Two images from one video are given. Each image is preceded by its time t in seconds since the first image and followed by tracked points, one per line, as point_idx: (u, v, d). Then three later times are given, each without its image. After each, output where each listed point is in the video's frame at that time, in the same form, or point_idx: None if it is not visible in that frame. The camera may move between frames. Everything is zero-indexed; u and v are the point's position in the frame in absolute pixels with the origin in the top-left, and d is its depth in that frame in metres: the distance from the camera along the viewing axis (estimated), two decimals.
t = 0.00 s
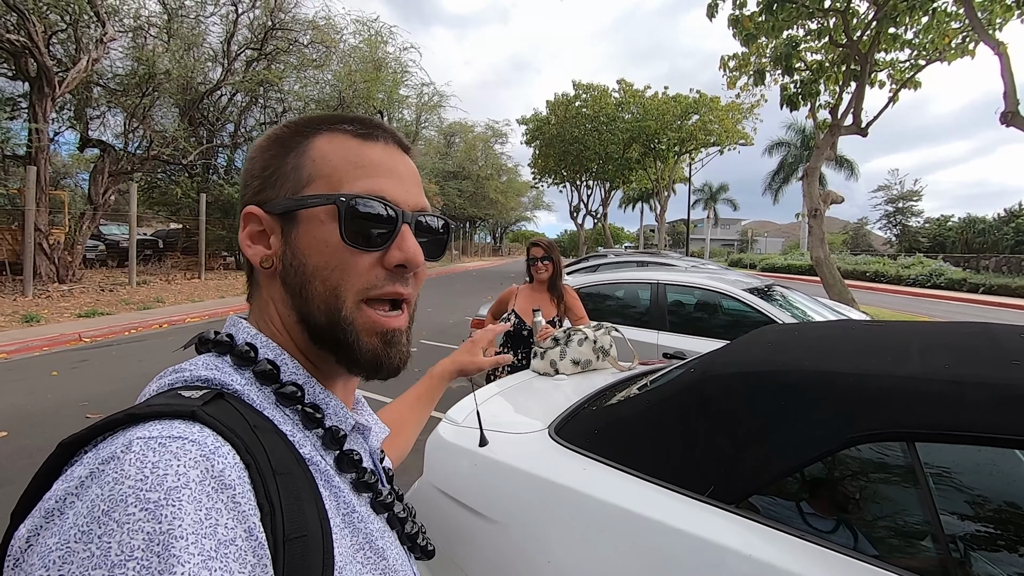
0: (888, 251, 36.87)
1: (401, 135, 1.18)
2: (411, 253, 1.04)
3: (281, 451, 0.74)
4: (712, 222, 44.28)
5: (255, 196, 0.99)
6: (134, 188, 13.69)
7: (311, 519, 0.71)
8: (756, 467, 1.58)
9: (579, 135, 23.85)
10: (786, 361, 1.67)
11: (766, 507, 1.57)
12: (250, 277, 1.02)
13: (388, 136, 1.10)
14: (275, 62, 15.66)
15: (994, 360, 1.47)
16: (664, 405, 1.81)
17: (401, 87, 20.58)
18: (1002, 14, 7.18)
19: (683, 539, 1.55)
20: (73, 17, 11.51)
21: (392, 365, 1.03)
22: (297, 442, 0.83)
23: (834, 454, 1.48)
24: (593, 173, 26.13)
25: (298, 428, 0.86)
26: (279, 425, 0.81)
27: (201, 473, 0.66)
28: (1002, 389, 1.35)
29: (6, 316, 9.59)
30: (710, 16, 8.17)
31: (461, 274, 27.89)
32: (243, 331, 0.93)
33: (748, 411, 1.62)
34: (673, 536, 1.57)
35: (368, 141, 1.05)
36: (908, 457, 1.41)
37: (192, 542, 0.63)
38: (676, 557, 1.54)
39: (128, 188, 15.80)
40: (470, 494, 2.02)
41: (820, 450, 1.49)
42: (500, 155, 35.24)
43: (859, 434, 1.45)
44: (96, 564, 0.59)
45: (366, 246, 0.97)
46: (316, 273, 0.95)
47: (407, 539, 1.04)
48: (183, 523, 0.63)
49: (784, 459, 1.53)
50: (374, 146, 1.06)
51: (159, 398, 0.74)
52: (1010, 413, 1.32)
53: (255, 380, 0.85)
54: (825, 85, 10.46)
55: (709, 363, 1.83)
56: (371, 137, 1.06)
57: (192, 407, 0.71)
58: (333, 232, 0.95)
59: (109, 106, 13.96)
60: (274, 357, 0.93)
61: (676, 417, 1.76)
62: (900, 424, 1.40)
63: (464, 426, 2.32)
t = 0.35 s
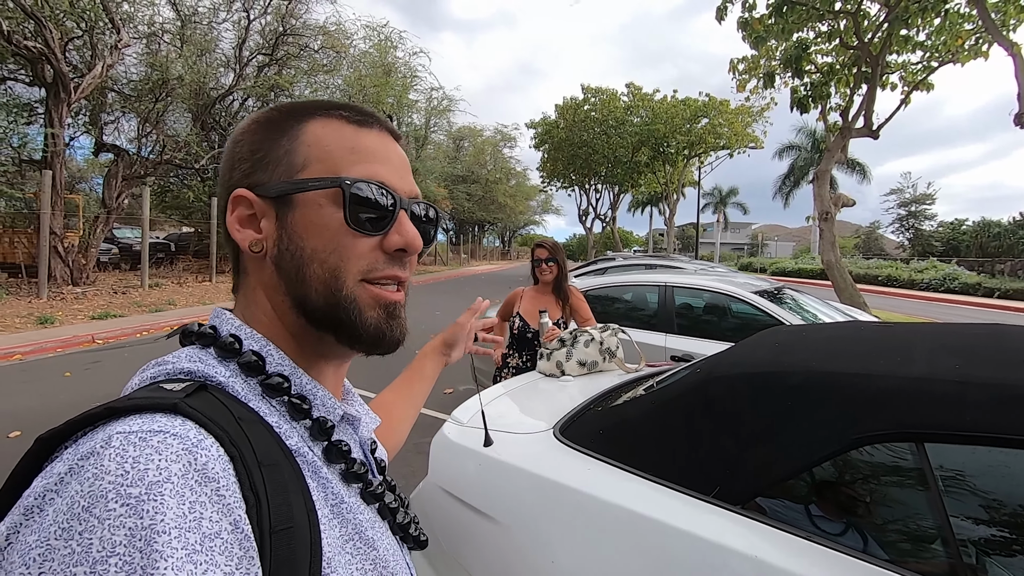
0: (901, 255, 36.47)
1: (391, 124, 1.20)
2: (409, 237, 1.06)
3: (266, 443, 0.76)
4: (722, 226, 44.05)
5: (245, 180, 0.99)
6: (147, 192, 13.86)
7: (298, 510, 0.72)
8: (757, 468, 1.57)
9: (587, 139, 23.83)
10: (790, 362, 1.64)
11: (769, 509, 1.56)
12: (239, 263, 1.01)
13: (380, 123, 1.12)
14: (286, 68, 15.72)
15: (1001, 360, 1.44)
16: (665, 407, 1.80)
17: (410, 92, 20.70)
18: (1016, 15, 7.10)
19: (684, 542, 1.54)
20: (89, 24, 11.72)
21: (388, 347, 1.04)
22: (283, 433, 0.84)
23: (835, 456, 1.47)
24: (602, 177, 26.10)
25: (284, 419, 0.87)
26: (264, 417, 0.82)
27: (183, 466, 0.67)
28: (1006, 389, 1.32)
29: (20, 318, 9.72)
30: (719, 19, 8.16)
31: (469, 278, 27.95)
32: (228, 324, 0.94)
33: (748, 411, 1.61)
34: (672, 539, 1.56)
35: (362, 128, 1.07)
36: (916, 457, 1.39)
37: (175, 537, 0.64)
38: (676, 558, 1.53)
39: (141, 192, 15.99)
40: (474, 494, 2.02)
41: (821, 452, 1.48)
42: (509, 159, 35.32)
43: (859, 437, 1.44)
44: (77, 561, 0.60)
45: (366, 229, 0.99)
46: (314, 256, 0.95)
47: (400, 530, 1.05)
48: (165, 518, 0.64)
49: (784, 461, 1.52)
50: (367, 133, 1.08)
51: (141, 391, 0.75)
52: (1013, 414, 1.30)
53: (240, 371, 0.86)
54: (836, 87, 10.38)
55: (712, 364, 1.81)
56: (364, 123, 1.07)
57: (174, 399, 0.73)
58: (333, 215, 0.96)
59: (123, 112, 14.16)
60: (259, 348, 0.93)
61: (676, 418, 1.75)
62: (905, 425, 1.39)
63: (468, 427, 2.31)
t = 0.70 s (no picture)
0: (908, 262, 36.30)
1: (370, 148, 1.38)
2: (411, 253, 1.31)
3: (275, 418, 0.78)
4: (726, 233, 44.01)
5: (359, 173, 1.06)
6: (155, 198, 13.99)
7: (306, 484, 0.75)
8: (758, 463, 1.58)
9: (592, 146, 23.90)
10: (793, 358, 1.65)
11: (769, 502, 1.58)
12: (324, 233, 1.01)
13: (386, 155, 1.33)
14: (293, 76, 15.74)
15: (1007, 359, 1.44)
16: (668, 402, 1.81)
17: (415, 100, 20.85)
18: (1020, 22, 7.10)
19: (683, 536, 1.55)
20: (100, 32, 11.92)
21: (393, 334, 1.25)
22: (291, 410, 0.86)
23: (837, 450, 1.48)
24: (607, 184, 26.14)
25: (295, 395, 0.89)
26: (273, 393, 0.85)
27: (197, 437, 0.70)
28: (1014, 388, 1.31)
29: (29, 322, 9.80)
30: (722, 26, 8.20)
31: (474, 284, 27.98)
32: (240, 301, 0.95)
33: (749, 406, 1.62)
34: (673, 533, 1.57)
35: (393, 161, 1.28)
36: (918, 456, 1.39)
37: (190, 502, 0.66)
38: (676, 552, 1.55)
39: (149, 199, 16.14)
40: (478, 495, 2.02)
41: (824, 447, 1.48)
42: (513, 167, 35.45)
43: (861, 431, 1.44)
44: (97, 523, 0.64)
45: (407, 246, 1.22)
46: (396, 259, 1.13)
47: (404, 509, 1.08)
48: (180, 483, 0.67)
49: (787, 455, 1.53)
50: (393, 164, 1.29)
51: (156, 366, 0.79)
52: (1018, 412, 1.30)
53: (252, 348, 0.89)
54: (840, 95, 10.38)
55: (715, 361, 1.82)
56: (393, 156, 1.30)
57: (188, 373, 0.76)
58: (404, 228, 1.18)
59: (132, 119, 14.34)
60: (271, 325, 0.95)
61: (678, 412, 1.76)
62: (906, 422, 1.39)
63: (472, 425, 2.33)
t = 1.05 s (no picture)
0: (915, 266, 36.02)
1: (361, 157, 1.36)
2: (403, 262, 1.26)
3: (267, 436, 0.76)
4: (731, 239, 43.89)
5: (357, 190, 1.04)
6: (160, 211, 14.08)
7: (297, 505, 0.72)
8: (764, 474, 1.55)
9: (594, 154, 23.95)
10: (800, 366, 1.62)
11: (775, 515, 1.55)
12: (325, 250, 1.00)
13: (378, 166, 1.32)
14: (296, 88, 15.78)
15: (1015, 364, 1.40)
16: (672, 412, 1.78)
17: (418, 110, 20.97)
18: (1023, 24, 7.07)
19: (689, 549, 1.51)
20: (106, 48, 12.03)
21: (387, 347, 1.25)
22: (284, 427, 0.83)
23: (845, 461, 1.44)
24: (610, 191, 26.14)
25: (288, 413, 0.87)
26: (265, 410, 0.82)
27: (187, 454, 0.68)
28: (1020, 391, 1.28)
29: (35, 336, 9.84)
30: (723, 33, 8.21)
31: (478, 293, 28.01)
32: (235, 315, 0.93)
33: (757, 416, 1.59)
34: (679, 546, 1.53)
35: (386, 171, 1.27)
36: (925, 465, 1.36)
37: (177, 523, 0.64)
38: (682, 563, 1.51)
39: (154, 211, 16.26)
40: (478, 508, 1.99)
41: (833, 457, 1.45)
42: (516, 175, 35.54)
43: (869, 440, 1.41)
44: (79, 544, 0.61)
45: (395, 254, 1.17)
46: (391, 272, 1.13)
47: (395, 532, 1.05)
48: (168, 503, 0.65)
49: (794, 467, 1.50)
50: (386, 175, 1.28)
51: (148, 380, 0.77)
52: None
53: (247, 362, 0.87)
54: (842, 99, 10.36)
55: (720, 371, 1.79)
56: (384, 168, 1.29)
57: (180, 388, 0.73)
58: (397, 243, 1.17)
59: (139, 133, 14.49)
60: (266, 340, 0.93)
61: (684, 422, 1.73)
62: (917, 431, 1.36)
63: (473, 437, 2.30)
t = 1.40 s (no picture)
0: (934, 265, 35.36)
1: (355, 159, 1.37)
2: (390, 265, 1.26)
3: (242, 436, 0.76)
4: (745, 240, 43.48)
5: (341, 190, 1.04)
6: (175, 221, 14.28)
7: (273, 505, 0.72)
8: (769, 476, 1.52)
9: (605, 157, 23.92)
10: (806, 366, 1.58)
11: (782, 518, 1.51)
12: (306, 250, 0.99)
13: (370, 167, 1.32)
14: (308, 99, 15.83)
15: None
16: (675, 414, 1.75)
17: (429, 117, 21.09)
18: None
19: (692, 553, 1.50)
20: (122, 62, 12.26)
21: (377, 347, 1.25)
22: (261, 427, 0.83)
23: (855, 462, 1.40)
24: (621, 194, 26.06)
25: (266, 413, 0.87)
26: (242, 410, 0.82)
27: (157, 454, 0.68)
28: None
29: (55, 346, 10.03)
30: (732, 33, 8.16)
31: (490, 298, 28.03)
32: (213, 314, 0.94)
33: (759, 417, 1.56)
34: (681, 550, 1.52)
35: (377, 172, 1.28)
36: (942, 466, 1.32)
37: (145, 524, 0.64)
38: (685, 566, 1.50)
39: (170, 222, 16.51)
40: (483, 512, 1.98)
41: (837, 459, 1.42)
42: (527, 180, 35.57)
43: (879, 441, 1.37)
44: (43, 545, 0.61)
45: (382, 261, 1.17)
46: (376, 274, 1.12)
47: (378, 534, 1.03)
48: (136, 504, 0.65)
49: (798, 469, 1.47)
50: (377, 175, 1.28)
51: (120, 379, 0.77)
52: None
53: (223, 362, 0.87)
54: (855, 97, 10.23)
55: (724, 371, 1.76)
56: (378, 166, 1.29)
57: (151, 388, 0.73)
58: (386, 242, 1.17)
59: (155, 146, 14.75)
60: (244, 340, 0.93)
61: (686, 424, 1.70)
62: (925, 430, 1.32)
63: (478, 442, 2.28)
